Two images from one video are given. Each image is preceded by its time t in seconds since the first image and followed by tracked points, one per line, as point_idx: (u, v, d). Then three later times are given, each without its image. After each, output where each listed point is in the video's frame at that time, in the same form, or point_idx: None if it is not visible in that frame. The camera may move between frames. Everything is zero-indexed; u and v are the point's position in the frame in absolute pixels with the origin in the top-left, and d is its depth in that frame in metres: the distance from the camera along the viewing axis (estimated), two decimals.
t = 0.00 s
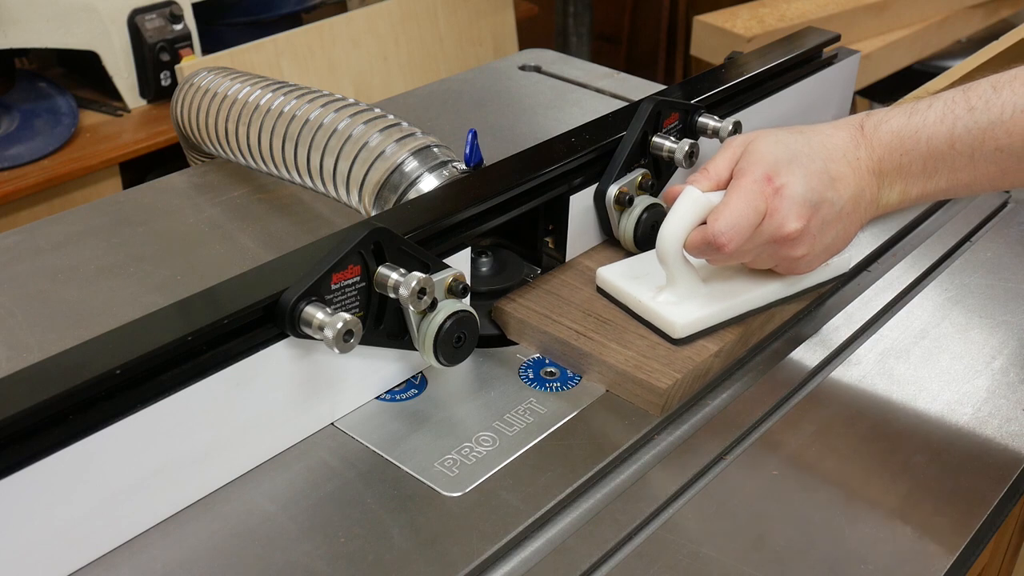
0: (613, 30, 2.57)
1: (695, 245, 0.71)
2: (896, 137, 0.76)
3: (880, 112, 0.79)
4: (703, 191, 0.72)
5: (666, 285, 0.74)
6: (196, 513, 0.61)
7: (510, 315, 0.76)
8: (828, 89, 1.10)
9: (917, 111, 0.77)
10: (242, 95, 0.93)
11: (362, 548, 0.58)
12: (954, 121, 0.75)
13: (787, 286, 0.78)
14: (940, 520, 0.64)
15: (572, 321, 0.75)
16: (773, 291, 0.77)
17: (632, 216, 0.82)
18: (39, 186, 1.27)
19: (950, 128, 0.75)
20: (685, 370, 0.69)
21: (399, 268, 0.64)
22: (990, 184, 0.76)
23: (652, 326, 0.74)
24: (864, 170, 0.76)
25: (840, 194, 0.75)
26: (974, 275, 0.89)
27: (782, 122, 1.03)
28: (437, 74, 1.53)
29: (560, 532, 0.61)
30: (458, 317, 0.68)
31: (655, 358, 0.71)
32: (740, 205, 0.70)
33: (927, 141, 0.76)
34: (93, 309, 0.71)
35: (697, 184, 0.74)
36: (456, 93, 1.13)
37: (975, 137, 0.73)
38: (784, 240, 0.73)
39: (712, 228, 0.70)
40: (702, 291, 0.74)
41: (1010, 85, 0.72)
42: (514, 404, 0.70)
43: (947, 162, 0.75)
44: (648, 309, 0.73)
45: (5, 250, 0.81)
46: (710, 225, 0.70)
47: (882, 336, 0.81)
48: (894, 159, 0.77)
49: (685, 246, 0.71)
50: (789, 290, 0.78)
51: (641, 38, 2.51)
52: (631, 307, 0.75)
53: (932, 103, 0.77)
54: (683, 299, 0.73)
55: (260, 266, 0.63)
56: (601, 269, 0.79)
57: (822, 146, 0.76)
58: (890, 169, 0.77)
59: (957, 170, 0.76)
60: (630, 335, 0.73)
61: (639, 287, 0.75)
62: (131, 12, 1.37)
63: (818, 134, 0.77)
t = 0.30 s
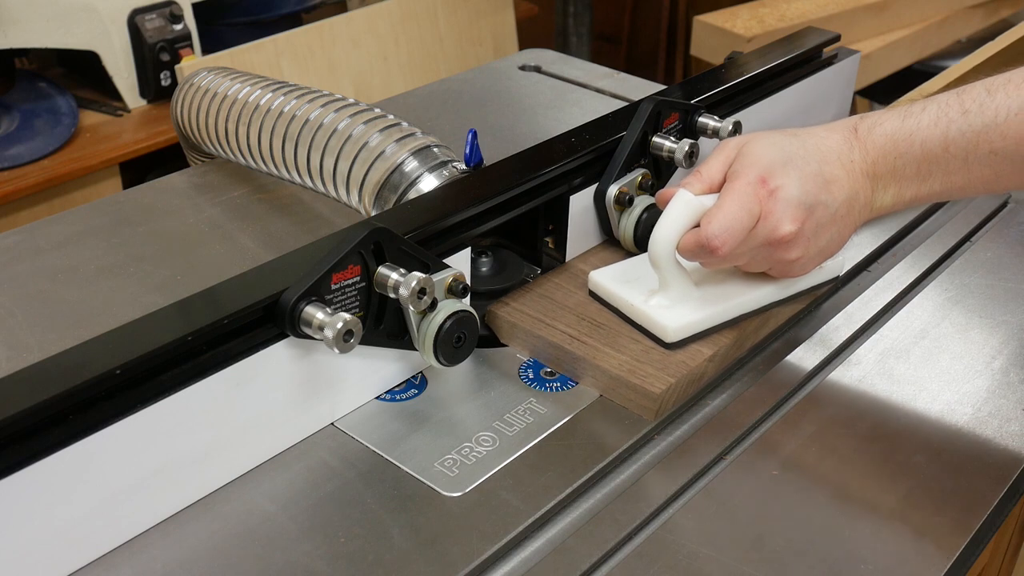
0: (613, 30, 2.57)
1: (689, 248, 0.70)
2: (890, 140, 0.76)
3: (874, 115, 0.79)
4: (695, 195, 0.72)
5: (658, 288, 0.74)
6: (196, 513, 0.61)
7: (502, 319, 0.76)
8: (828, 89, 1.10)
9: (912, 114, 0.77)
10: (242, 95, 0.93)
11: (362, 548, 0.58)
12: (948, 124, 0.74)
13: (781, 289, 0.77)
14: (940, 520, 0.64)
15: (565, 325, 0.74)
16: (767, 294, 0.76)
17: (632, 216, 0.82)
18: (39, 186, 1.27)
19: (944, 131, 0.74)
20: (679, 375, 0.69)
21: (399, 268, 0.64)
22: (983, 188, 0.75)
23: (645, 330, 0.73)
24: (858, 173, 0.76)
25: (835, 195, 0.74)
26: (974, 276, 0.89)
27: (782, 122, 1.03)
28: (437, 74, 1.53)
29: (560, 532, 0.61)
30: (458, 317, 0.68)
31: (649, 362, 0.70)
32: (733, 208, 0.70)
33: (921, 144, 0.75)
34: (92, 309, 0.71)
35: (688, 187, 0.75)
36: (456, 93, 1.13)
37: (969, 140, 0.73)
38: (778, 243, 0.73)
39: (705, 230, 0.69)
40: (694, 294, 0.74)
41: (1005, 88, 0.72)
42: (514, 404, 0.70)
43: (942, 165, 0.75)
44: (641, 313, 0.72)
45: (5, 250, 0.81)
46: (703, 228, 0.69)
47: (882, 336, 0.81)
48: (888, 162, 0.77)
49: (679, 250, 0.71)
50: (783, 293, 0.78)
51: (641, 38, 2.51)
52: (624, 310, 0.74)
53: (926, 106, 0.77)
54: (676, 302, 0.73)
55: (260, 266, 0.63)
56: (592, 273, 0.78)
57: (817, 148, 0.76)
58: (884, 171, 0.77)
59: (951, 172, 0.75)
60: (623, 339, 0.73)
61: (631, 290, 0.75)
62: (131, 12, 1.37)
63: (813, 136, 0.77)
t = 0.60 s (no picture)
0: (613, 30, 2.57)
1: (682, 251, 0.71)
2: (883, 143, 0.76)
3: (868, 118, 0.79)
4: (688, 198, 0.72)
5: (651, 292, 0.73)
6: (196, 513, 0.61)
7: (495, 323, 0.75)
8: (828, 89, 1.10)
9: (905, 116, 0.77)
10: (242, 95, 0.93)
11: (362, 548, 0.58)
12: (941, 127, 0.74)
13: (773, 292, 0.77)
14: (940, 519, 0.64)
15: (558, 329, 0.74)
16: (759, 298, 0.76)
17: (632, 216, 0.82)
18: (39, 186, 1.27)
19: (937, 133, 0.74)
20: (672, 380, 0.68)
21: (399, 268, 0.64)
22: (977, 191, 0.75)
23: (637, 334, 0.73)
24: (851, 176, 0.76)
25: (828, 198, 0.75)
26: (974, 276, 0.89)
27: (782, 123, 1.03)
28: (437, 74, 1.53)
29: (560, 532, 0.61)
30: (458, 317, 0.68)
31: (642, 367, 0.70)
32: (726, 211, 0.70)
33: (915, 147, 0.75)
34: (92, 309, 0.71)
35: (682, 190, 0.75)
36: (456, 93, 1.13)
37: (963, 143, 0.73)
38: (771, 246, 0.72)
39: (698, 234, 0.69)
40: (687, 298, 0.74)
41: (998, 90, 0.71)
42: (514, 404, 0.70)
43: (935, 168, 0.75)
44: (633, 317, 0.72)
45: (5, 250, 0.81)
46: (696, 231, 0.69)
47: (883, 336, 0.81)
48: (882, 165, 0.76)
49: (672, 253, 0.71)
50: (776, 296, 0.78)
51: (641, 38, 2.51)
52: (616, 314, 0.74)
53: (919, 109, 0.77)
54: (668, 307, 0.73)
55: (260, 266, 0.63)
56: (584, 276, 0.78)
57: (810, 151, 0.76)
58: (878, 174, 0.77)
59: (945, 175, 0.75)
60: (616, 343, 0.73)
61: (624, 294, 0.74)
62: (131, 12, 1.37)
63: (805, 139, 0.77)
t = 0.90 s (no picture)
0: (613, 30, 2.57)
1: (674, 256, 0.70)
2: (877, 146, 0.75)
3: (862, 120, 0.78)
4: (680, 202, 0.71)
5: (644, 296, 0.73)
6: (196, 514, 0.61)
7: (489, 327, 0.75)
8: (828, 89, 1.10)
9: (899, 119, 0.76)
10: (242, 95, 0.93)
11: (362, 548, 0.58)
12: (936, 129, 0.73)
13: (767, 296, 0.77)
14: (940, 519, 0.64)
15: (551, 333, 0.74)
16: (752, 301, 0.75)
17: (632, 216, 0.82)
18: (39, 186, 1.27)
19: (931, 136, 0.73)
20: (666, 385, 0.68)
21: (399, 268, 0.64)
22: (972, 194, 0.74)
23: (630, 338, 0.72)
24: (845, 179, 0.75)
25: (822, 202, 0.74)
26: (974, 276, 0.89)
27: (782, 123, 1.03)
28: (437, 74, 1.53)
29: (560, 532, 0.61)
30: (458, 317, 0.68)
31: (636, 372, 0.69)
32: (718, 214, 0.69)
33: (909, 150, 0.74)
34: (92, 309, 0.71)
35: (674, 194, 0.73)
36: (456, 93, 1.13)
37: (958, 146, 0.71)
38: (764, 250, 0.72)
39: (690, 238, 0.69)
40: (680, 302, 0.73)
41: (993, 93, 0.70)
42: (514, 404, 0.70)
43: (929, 171, 0.74)
44: (626, 321, 0.72)
45: (5, 250, 0.81)
46: (688, 235, 0.69)
47: (883, 336, 0.81)
48: (875, 168, 0.75)
49: (664, 257, 0.70)
50: (769, 300, 0.77)
51: (641, 38, 2.51)
52: (609, 319, 0.74)
53: (913, 111, 0.76)
54: (661, 311, 0.72)
55: (260, 266, 0.63)
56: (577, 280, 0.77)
57: (803, 154, 0.75)
58: (872, 177, 0.76)
59: (940, 179, 0.74)
60: (610, 347, 0.72)
61: (616, 298, 0.74)
62: (131, 12, 1.37)
63: (798, 142, 0.76)
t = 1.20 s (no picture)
0: (613, 30, 2.57)
1: (666, 259, 0.69)
2: (870, 148, 0.74)
3: (856, 122, 0.77)
4: (672, 206, 0.70)
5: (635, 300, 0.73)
6: (196, 513, 0.61)
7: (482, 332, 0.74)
8: (828, 89, 1.10)
9: (892, 121, 0.75)
10: (242, 95, 0.93)
11: (362, 548, 0.58)
12: (929, 132, 0.71)
13: (759, 301, 0.76)
14: (940, 519, 0.64)
15: (544, 337, 0.73)
16: (743, 306, 0.75)
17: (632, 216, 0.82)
18: (39, 186, 1.27)
19: (924, 139, 0.71)
20: (659, 391, 0.68)
21: (399, 268, 0.64)
22: (965, 198, 0.72)
23: (622, 343, 0.72)
24: (838, 182, 0.74)
25: (815, 206, 0.73)
26: (974, 276, 0.89)
27: (782, 123, 1.03)
28: (437, 74, 1.52)
29: (560, 532, 0.61)
30: (458, 317, 0.68)
31: (629, 377, 0.69)
32: (709, 219, 0.68)
33: (902, 152, 0.73)
34: (92, 309, 0.71)
35: (665, 198, 0.72)
36: (456, 93, 1.13)
37: (951, 148, 0.70)
38: (756, 254, 0.71)
39: (681, 242, 0.68)
40: (672, 306, 0.73)
41: (985, 95, 0.69)
42: (515, 404, 0.71)
43: (923, 173, 0.72)
44: (618, 326, 0.71)
45: (5, 250, 0.81)
46: (680, 239, 0.68)
47: (883, 336, 0.81)
48: (868, 172, 0.74)
49: (655, 261, 0.70)
50: (762, 305, 0.76)
51: (641, 38, 2.51)
52: (601, 323, 0.73)
53: (907, 113, 0.74)
54: (653, 315, 0.72)
55: (260, 266, 0.63)
56: (568, 284, 0.77)
57: (796, 157, 0.74)
58: (865, 180, 0.74)
59: (933, 181, 0.72)
60: (602, 352, 0.72)
61: (608, 302, 0.74)
62: (131, 12, 1.37)
63: (791, 145, 0.75)
